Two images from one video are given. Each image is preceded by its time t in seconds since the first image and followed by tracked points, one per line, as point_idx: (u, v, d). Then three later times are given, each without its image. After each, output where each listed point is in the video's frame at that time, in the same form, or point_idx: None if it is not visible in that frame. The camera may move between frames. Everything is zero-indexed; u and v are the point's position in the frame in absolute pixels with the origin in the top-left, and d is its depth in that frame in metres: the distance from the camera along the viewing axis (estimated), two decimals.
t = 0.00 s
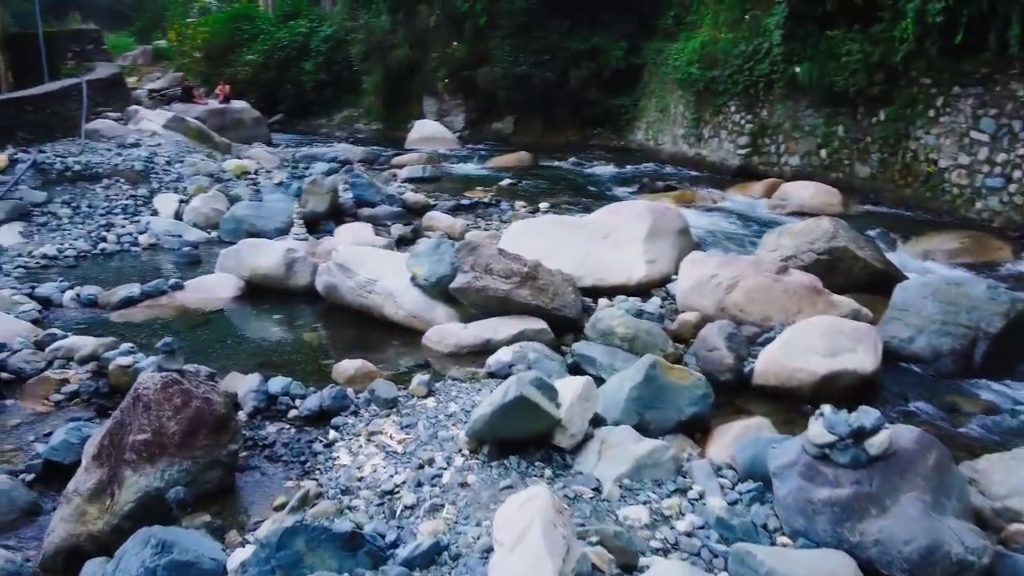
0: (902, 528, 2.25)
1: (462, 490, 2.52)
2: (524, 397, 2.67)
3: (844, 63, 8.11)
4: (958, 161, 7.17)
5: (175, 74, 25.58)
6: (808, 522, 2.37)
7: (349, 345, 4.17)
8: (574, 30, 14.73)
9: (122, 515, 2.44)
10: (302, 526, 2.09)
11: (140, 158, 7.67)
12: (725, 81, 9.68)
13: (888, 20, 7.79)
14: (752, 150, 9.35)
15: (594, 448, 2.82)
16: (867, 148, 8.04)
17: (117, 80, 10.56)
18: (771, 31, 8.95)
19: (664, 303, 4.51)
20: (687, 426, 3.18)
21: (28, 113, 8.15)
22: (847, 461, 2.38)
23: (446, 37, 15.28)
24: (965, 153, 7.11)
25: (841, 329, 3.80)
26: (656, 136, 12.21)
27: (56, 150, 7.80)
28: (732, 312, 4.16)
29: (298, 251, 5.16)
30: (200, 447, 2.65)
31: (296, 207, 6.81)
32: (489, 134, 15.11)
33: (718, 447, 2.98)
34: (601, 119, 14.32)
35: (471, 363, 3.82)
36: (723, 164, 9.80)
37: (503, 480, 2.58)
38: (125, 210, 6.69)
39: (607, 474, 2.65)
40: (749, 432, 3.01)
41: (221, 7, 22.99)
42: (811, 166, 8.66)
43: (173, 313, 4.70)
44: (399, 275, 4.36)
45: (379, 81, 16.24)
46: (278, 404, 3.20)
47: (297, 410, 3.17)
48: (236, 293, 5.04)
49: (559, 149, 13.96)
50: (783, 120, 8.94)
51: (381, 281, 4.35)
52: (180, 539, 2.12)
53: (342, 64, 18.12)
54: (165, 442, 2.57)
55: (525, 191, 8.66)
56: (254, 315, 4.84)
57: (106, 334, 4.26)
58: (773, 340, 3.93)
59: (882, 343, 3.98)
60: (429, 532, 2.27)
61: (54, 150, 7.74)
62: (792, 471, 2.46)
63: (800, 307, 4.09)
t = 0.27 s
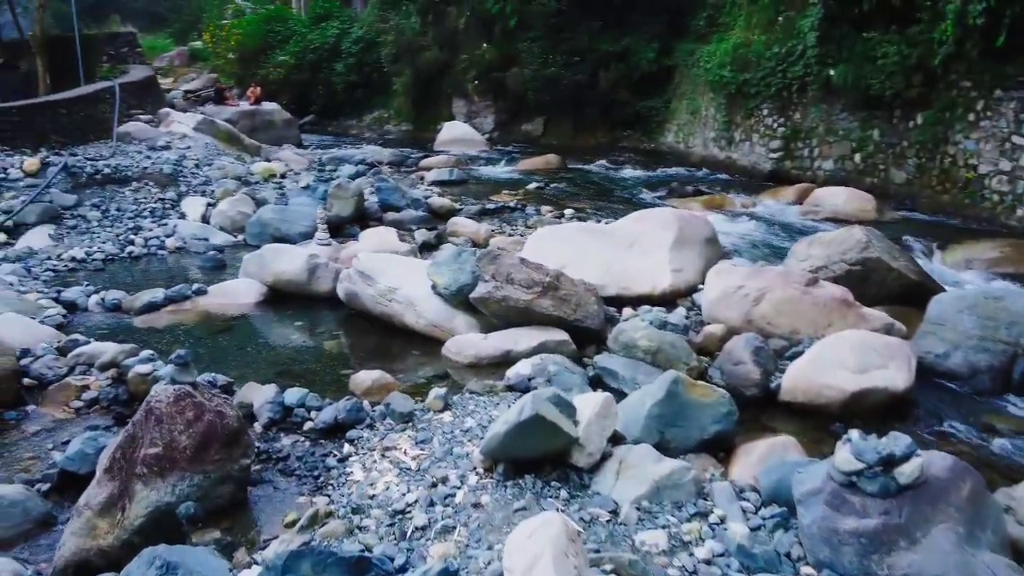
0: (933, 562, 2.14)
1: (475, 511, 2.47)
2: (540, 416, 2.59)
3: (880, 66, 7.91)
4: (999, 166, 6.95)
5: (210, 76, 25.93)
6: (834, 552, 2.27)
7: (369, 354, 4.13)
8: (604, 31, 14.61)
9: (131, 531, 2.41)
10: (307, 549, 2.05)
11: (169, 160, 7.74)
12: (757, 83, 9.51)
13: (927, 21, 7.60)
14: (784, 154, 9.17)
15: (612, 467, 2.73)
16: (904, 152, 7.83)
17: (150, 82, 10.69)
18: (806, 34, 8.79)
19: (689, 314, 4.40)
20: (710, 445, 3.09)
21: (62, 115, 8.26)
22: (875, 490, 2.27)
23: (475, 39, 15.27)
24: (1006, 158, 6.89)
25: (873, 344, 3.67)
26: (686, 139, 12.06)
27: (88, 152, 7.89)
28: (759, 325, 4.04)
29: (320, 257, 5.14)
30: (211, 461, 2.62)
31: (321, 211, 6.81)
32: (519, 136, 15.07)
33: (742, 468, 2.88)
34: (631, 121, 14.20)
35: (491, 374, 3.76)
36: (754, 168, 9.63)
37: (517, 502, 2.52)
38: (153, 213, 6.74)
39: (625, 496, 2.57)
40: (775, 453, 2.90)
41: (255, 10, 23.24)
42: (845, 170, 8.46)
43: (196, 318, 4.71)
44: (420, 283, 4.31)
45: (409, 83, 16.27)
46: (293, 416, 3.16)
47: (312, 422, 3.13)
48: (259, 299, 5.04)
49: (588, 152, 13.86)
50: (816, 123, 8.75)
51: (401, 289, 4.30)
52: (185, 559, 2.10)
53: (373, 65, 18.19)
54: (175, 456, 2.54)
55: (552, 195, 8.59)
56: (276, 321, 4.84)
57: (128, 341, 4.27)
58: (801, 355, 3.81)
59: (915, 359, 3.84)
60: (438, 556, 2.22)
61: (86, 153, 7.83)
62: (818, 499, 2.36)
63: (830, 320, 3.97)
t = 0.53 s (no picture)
0: None
1: (475, 535, 2.41)
2: (543, 437, 2.53)
3: (899, 70, 7.82)
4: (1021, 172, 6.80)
5: (226, 76, 26.06)
6: None
7: (374, 364, 4.09)
8: (619, 33, 14.50)
9: (126, 551, 2.37)
10: None
11: (181, 164, 7.74)
12: (773, 86, 9.39)
13: (949, 24, 7.53)
14: (800, 158, 9.04)
15: (618, 488, 2.66)
16: (923, 157, 7.69)
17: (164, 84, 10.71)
18: (822, 37, 8.63)
19: (701, 326, 4.32)
20: (719, 465, 3.01)
21: (76, 118, 8.29)
22: (888, 520, 2.19)
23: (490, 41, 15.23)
24: None
25: (888, 359, 3.58)
26: (702, 142, 11.94)
27: (101, 155, 7.91)
28: (771, 338, 3.96)
29: (328, 264, 5.11)
30: (208, 480, 2.56)
31: (332, 216, 6.79)
32: (533, 138, 15.01)
33: (752, 490, 2.80)
34: (646, 123, 14.10)
35: (497, 388, 3.70)
36: (770, 172, 9.50)
37: (518, 525, 2.46)
38: (163, 218, 6.74)
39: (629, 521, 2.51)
40: (786, 475, 2.82)
41: (272, 11, 23.32)
42: (862, 175, 8.32)
43: (202, 326, 4.69)
44: (427, 293, 4.26)
45: (424, 85, 16.25)
46: (294, 431, 3.12)
47: (314, 438, 3.08)
48: (266, 306, 5.01)
49: (602, 154, 13.77)
50: (834, 128, 8.61)
51: (408, 299, 4.25)
52: None
53: (388, 67, 18.18)
54: (171, 475, 2.49)
55: (565, 199, 8.52)
56: (283, 328, 4.80)
57: (134, 350, 4.25)
58: (814, 370, 3.72)
59: (933, 374, 3.74)
60: None
61: (99, 156, 7.85)
62: (829, 528, 2.28)
63: (845, 334, 3.88)
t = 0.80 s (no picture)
0: None
1: (471, 561, 2.35)
2: (540, 460, 2.46)
3: (911, 74, 7.68)
4: None
5: (236, 77, 26.11)
6: None
7: (374, 376, 4.03)
8: (628, 34, 14.38)
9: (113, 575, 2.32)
10: None
11: (185, 168, 7.71)
12: (783, 89, 9.28)
13: (962, 27, 7.34)
14: (810, 162, 8.93)
15: (618, 510, 2.58)
16: (935, 162, 7.56)
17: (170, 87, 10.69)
18: (833, 39, 8.48)
19: (707, 337, 4.24)
20: (723, 485, 2.94)
21: (82, 122, 8.27)
22: (897, 551, 2.11)
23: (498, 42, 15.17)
24: None
25: (899, 375, 3.49)
26: (711, 145, 11.84)
27: (105, 159, 7.89)
28: (778, 351, 3.87)
29: (330, 271, 5.06)
30: (199, 501, 2.50)
31: (335, 221, 6.74)
32: (541, 140, 14.93)
33: (757, 511, 2.73)
34: (655, 125, 14.00)
35: (498, 402, 3.63)
36: (779, 176, 9.40)
37: (514, 551, 2.40)
38: (167, 223, 6.71)
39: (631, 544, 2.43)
40: (792, 497, 2.75)
41: (281, 11, 23.33)
42: (873, 179, 8.21)
43: (202, 335, 4.64)
44: (428, 303, 4.20)
45: (432, 86, 16.20)
46: (290, 447, 3.06)
47: (309, 454, 3.02)
48: (267, 314, 4.96)
49: (610, 156, 13.68)
50: (844, 131, 8.50)
51: (409, 309, 4.20)
52: None
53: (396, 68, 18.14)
54: (161, 495, 2.43)
55: (571, 204, 8.46)
56: (284, 337, 4.75)
57: (132, 360, 4.21)
58: (822, 385, 3.63)
59: (944, 389, 3.65)
60: None
61: (104, 160, 7.83)
62: (836, 557, 2.20)
63: (854, 347, 3.79)
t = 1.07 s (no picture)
0: None
1: None
2: (538, 486, 2.37)
3: (923, 77, 7.52)
4: None
5: (243, 78, 26.12)
6: None
7: (372, 390, 3.94)
8: (636, 35, 14.24)
9: None
10: None
11: (187, 172, 7.65)
12: (792, 92, 9.15)
13: (976, 29, 7.17)
14: (820, 166, 8.80)
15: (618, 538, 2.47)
16: (947, 167, 7.42)
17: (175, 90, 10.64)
18: (844, 42, 8.39)
19: (712, 351, 4.14)
20: (728, 509, 2.83)
21: (84, 126, 8.23)
22: None
23: (504, 44, 15.09)
24: None
25: (910, 393, 3.38)
26: (719, 148, 11.72)
27: (107, 163, 7.84)
28: (786, 366, 3.76)
29: (329, 280, 4.97)
30: (183, 527, 2.41)
31: (337, 227, 6.66)
32: (547, 142, 14.83)
33: (762, 541, 2.63)
34: (662, 128, 13.88)
35: (497, 418, 3.53)
36: (788, 180, 9.28)
37: None
38: (167, 228, 6.65)
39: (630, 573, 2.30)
40: (799, 525, 2.65)
41: (288, 13, 23.31)
42: (883, 185, 8.08)
43: (198, 346, 4.55)
44: (426, 315, 4.11)
45: (438, 88, 16.12)
46: (281, 467, 2.97)
47: (301, 475, 2.93)
48: (265, 323, 4.87)
49: (617, 159, 13.56)
50: (854, 136, 8.38)
51: (408, 321, 4.11)
52: None
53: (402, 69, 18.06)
54: (143, 522, 2.34)
55: (577, 209, 8.36)
56: (281, 347, 4.67)
57: (126, 372, 4.13)
58: (831, 403, 3.52)
59: (958, 407, 3.53)
60: None
61: (105, 164, 7.78)
62: None
63: (864, 362, 3.68)
